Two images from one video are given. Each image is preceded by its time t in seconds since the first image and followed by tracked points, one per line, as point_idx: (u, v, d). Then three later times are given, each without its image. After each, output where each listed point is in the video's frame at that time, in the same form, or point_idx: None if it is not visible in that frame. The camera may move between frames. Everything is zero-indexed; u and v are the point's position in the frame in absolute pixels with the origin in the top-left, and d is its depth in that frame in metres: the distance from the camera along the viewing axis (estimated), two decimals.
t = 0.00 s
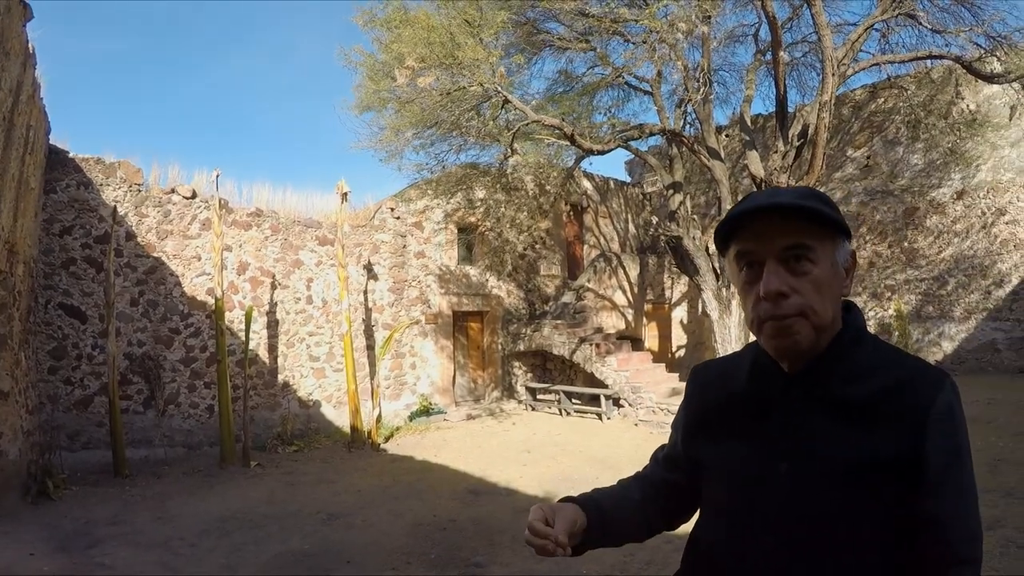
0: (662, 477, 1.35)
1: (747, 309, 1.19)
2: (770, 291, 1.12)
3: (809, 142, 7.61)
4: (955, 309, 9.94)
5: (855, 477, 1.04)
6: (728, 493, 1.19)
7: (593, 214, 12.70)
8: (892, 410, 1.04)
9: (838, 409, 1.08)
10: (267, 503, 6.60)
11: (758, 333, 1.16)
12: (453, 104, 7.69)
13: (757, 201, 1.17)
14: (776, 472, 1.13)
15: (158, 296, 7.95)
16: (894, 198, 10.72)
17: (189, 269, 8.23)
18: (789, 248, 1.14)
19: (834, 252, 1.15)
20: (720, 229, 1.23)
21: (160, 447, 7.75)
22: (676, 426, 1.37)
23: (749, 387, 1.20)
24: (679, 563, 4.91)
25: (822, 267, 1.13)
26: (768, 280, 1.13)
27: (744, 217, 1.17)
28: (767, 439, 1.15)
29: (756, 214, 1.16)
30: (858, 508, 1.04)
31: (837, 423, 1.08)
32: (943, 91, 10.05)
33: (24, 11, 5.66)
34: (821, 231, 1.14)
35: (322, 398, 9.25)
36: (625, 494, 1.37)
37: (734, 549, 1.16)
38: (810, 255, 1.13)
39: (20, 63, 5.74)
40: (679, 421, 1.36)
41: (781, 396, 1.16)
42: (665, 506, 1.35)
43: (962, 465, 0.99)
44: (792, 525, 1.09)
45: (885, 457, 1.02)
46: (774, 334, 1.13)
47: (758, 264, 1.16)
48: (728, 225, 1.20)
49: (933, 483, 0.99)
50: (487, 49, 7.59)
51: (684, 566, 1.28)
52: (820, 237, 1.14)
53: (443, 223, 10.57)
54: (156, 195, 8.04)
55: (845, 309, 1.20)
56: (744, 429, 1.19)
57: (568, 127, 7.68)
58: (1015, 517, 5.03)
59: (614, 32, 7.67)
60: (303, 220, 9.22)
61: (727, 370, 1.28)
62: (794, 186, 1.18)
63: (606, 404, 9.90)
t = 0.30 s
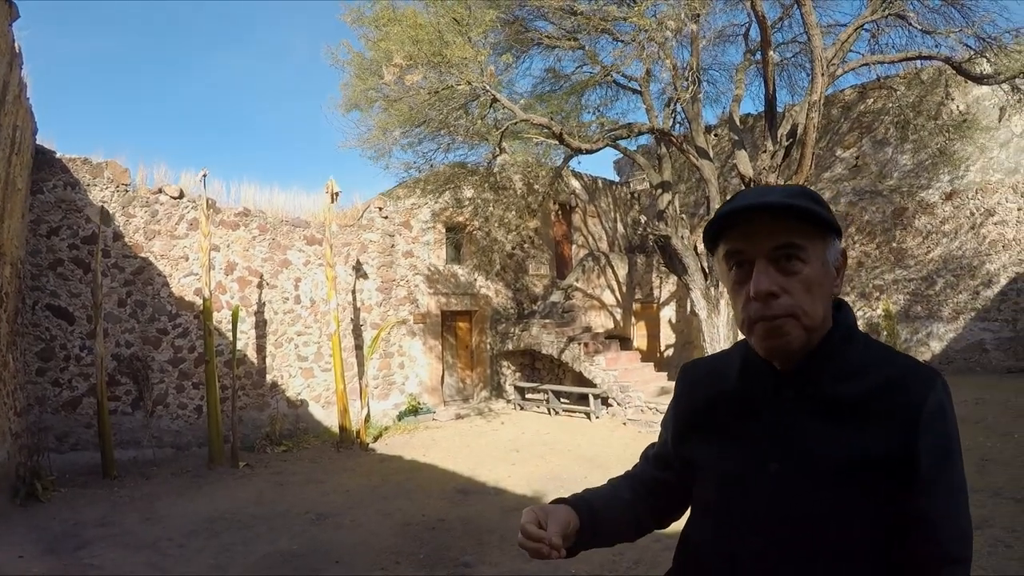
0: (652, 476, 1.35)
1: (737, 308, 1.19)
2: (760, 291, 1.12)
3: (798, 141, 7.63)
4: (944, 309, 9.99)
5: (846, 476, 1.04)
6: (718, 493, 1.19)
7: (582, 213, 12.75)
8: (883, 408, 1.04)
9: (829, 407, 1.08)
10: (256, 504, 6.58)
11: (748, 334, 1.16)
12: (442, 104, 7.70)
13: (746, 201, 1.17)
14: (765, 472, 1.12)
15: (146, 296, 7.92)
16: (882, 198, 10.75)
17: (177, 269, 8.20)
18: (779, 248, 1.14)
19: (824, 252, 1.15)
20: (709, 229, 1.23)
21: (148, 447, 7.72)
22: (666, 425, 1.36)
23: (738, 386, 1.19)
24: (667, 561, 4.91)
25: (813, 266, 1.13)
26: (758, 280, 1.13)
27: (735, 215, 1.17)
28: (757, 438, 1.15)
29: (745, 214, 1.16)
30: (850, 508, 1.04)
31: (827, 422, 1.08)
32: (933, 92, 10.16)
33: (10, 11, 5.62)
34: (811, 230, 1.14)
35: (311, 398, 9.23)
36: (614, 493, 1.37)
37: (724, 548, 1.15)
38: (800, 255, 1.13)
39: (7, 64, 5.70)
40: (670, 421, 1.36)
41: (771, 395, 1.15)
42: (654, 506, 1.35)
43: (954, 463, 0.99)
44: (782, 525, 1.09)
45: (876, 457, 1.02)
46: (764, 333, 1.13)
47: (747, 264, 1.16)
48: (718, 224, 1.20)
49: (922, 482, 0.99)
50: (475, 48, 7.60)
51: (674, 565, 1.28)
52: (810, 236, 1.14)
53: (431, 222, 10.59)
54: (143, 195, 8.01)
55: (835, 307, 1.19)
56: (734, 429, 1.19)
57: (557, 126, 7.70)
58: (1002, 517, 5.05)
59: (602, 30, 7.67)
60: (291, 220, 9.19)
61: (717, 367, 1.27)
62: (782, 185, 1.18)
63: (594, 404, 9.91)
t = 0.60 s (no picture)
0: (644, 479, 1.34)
1: (729, 308, 1.18)
2: (754, 292, 1.11)
3: (793, 137, 7.62)
4: (942, 305, 9.99)
5: (841, 477, 1.04)
6: (710, 495, 1.18)
7: (578, 212, 12.78)
8: (873, 406, 1.04)
9: (822, 406, 1.08)
10: (253, 504, 6.57)
11: (742, 335, 1.15)
12: (436, 103, 7.70)
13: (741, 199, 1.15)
14: (759, 473, 1.12)
15: (143, 297, 7.91)
16: (879, 193, 10.77)
17: (174, 270, 8.19)
18: (773, 247, 1.13)
19: (818, 251, 1.15)
20: (702, 229, 1.21)
21: (146, 448, 7.72)
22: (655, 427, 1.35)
23: (729, 385, 1.19)
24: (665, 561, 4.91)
25: (806, 267, 1.13)
26: (752, 280, 1.12)
27: (729, 214, 1.15)
28: (749, 439, 1.15)
29: (738, 213, 1.14)
30: (844, 508, 1.04)
31: (819, 421, 1.08)
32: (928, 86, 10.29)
33: (5, 15, 5.59)
34: (806, 230, 1.13)
35: (308, 397, 9.22)
36: (608, 500, 1.35)
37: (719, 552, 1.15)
38: (795, 255, 1.12)
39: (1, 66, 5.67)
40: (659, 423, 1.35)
41: (762, 396, 1.15)
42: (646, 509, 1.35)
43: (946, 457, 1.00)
44: (777, 527, 1.09)
45: (870, 454, 1.03)
46: (758, 336, 1.12)
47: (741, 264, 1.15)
48: (711, 223, 1.18)
49: (915, 478, 1.00)
50: (469, 47, 7.60)
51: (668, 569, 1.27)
52: (804, 235, 1.13)
53: (427, 222, 10.60)
54: (139, 197, 7.98)
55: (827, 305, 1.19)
56: (725, 430, 1.18)
57: (552, 124, 7.68)
58: (1002, 515, 5.06)
59: (596, 27, 7.66)
60: (288, 220, 9.17)
61: (705, 367, 1.27)
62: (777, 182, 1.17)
63: (592, 403, 9.93)
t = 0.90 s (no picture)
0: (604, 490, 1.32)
1: (710, 307, 1.24)
2: (748, 294, 1.18)
3: (793, 134, 7.61)
4: (944, 301, 9.96)
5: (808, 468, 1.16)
6: (684, 497, 1.21)
7: (578, 211, 12.79)
8: (832, 400, 1.18)
9: (788, 402, 1.19)
10: (256, 505, 6.59)
11: (724, 335, 1.22)
12: (435, 103, 7.69)
13: (734, 204, 1.21)
14: (730, 468, 1.18)
15: (145, 299, 7.93)
16: (880, 189, 10.74)
17: (175, 272, 8.20)
18: (763, 251, 1.22)
19: (791, 255, 1.26)
20: (687, 229, 1.24)
21: (149, 450, 7.73)
22: (608, 432, 1.34)
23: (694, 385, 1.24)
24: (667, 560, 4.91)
25: (784, 272, 1.24)
26: (746, 283, 1.19)
27: (726, 217, 1.20)
28: (721, 437, 1.21)
29: (732, 218, 1.20)
30: (811, 498, 1.16)
31: (787, 417, 1.18)
32: (929, 82, 10.23)
33: (5, 21, 5.59)
34: (785, 236, 1.24)
35: (310, 399, 9.23)
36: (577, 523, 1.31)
37: (694, 550, 1.20)
38: (777, 258, 1.22)
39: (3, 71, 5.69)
40: (612, 427, 1.34)
41: (732, 396, 1.22)
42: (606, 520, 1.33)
43: (890, 444, 1.18)
44: (753, 522, 1.16)
45: (834, 446, 1.16)
46: (744, 335, 1.20)
47: (732, 265, 1.21)
48: (703, 222, 1.22)
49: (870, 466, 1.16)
50: (467, 46, 7.59)
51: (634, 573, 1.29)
52: (786, 241, 1.23)
53: (428, 222, 10.59)
54: (141, 200, 7.99)
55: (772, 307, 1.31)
56: (696, 432, 1.23)
57: (552, 123, 7.66)
58: (1006, 512, 5.06)
59: (594, 25, 7.65)
60: (288, 222, 9.18)
61: (662, 368, 1.30)
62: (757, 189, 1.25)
63: (593, 402, 9.93)
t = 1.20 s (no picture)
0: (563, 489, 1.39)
1: (665, 308, 1.27)
2: (701, 292, 1.23)
3: (798, 127, 7.58)
4: (954, 291, 9.90)
5: (771, 457, 1.21)
6: (657, 496, 1.25)
7: (584, 208, 12.74)
8: (789, 389, 1.23)
9: (748, 394, 1.24)
10: (267, 507, 6.61)
11: (681, 332, 1.26)
12: (438, 104, 7.68)
13: (686, 208, 1.25)
14: (698, 464, 1.23)
15: (154, 305, 7.95)
16: (887, 179, 10.67)
17: (183, 278, 8.22)
18: (713, 251, 1.26)
19: (740, 256, 1.31)
20: (640, 233, 1.28)
21: (161, 454, 7.78)
22: (570, 435, 1.40)
23: (656, 385, 1.27)
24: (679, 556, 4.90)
25: (734, 271, 1.29)
26: (700, 282, 1.23)
27: (676, 220, 1.25)
28: (686, 433, 1.25)
29: (685, 221, 1.24)
30: (780, 490, 1.21)
31: (751, 413, 1.23)
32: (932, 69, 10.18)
33: (6, 31, 5.60)
34: (735, 235, 1.29)
35: (320, 401, 9.25)
36: (535, 518, 1.38)
37: (671, 548, 1.24)
38: (727, 258, 1.27)
39: (8, 83, 5.70)
40: (574, 430, 1.39)
41: (696, 395, 1.26)
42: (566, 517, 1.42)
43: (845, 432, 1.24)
44: (725, 514, 1.21)
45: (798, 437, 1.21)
46: (699, 331, 1.24)
47: (684, 266, 1.25)
48: (654, 226, 1.27)
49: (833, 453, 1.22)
50: (468, 47, 7.59)
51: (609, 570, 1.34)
52: (735, 241, 1.28)
53: (433, 222, 10.51)
54: (148, 207, 8.01)
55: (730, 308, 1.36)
56: (664, 431, 1.26)
57: (554, 121, 7.64)
58: (1020, 503, 5.03)
59: (594, 22, 7.62)
60: (294, 225, 9.20)
61: (622, 370, 1.33)
62: (708, 194, 1.30)
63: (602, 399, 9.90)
